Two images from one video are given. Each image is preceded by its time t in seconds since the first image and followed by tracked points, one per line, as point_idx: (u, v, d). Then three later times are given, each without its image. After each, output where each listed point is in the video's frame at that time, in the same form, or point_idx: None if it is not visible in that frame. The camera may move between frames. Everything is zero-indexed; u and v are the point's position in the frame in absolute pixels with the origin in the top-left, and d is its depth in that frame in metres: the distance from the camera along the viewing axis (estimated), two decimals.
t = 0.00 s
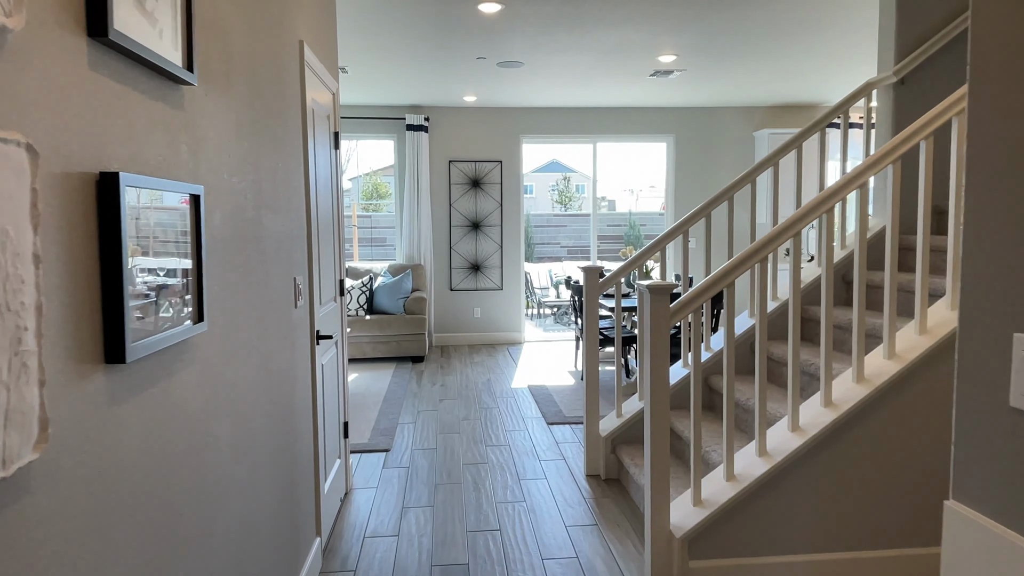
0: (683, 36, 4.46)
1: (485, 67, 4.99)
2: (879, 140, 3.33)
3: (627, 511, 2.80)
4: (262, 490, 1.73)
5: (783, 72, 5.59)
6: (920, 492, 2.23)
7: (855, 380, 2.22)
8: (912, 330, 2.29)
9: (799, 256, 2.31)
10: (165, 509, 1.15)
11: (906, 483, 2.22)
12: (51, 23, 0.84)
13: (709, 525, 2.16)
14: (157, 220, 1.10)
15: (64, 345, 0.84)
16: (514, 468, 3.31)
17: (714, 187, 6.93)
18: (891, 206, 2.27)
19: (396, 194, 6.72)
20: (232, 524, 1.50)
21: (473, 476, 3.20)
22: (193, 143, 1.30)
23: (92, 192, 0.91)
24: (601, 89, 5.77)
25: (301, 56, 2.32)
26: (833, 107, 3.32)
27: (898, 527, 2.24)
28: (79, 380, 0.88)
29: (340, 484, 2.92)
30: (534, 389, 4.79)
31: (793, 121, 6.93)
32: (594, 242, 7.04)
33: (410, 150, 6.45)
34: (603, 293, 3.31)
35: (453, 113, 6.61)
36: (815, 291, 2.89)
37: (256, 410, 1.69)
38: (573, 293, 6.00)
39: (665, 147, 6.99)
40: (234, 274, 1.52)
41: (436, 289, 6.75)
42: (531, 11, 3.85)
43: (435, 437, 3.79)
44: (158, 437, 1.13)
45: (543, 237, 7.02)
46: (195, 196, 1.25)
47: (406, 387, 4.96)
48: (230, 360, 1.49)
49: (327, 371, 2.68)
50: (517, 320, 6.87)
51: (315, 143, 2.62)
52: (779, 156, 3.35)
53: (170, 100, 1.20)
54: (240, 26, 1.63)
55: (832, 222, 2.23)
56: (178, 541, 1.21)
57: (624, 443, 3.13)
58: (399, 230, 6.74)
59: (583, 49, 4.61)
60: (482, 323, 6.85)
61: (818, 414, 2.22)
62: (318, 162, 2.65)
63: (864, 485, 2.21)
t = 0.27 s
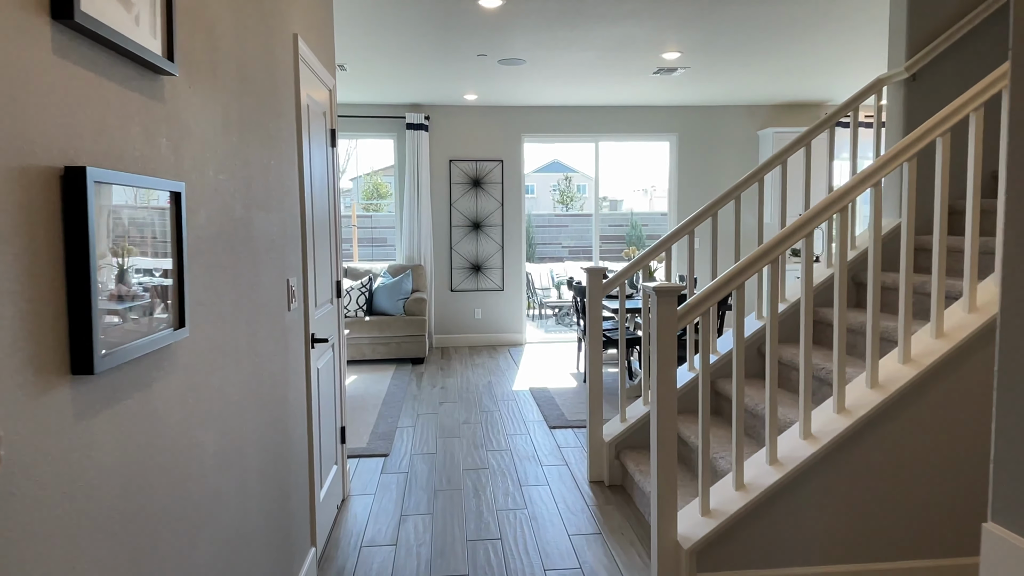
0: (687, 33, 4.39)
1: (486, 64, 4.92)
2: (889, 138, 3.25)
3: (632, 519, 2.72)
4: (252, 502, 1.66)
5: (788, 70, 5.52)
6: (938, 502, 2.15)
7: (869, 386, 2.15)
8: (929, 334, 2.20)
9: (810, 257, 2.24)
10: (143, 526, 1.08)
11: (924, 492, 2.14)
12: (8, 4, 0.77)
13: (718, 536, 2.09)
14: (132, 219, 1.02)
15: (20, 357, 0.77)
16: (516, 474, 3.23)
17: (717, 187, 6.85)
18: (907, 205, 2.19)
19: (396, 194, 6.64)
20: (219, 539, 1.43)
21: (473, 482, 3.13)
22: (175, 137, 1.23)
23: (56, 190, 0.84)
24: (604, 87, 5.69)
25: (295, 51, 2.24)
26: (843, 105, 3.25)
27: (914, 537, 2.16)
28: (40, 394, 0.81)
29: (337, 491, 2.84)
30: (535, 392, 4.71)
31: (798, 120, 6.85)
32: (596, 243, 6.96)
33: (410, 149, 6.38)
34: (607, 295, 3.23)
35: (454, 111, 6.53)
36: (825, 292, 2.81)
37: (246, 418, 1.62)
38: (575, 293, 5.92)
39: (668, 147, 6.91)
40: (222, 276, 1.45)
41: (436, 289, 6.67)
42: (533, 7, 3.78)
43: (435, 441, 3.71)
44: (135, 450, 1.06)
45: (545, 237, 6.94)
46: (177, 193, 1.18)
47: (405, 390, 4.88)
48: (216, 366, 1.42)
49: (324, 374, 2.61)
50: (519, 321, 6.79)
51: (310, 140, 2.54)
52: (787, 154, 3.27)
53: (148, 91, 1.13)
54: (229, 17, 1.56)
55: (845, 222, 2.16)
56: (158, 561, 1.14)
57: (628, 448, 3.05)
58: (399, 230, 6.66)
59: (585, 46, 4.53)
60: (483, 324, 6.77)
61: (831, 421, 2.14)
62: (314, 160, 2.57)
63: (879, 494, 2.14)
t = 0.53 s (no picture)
0: (693, 28, 4.31)
1: (488, 60, 4.83)
2: (902, 134, 3.18)
3: (639, 526, 2.64)
4: (243, 511, 1.59)
5: (794, 66, 5.44)
6: (954, 507, 2.10)
7: (886, 390, 2.07)
8: (947, 335, 2.13)
9: (825, 255, 2.15)
10: (120, 544, 1.01)
11: (940, 497, 2.09)
12: None
13: (729, 546, 2.01)
14: (105, 212, 0.95)
15: None
16: (518, 479, 3.15)
17: (722, 186, 6.77)
18: (925, 202, 2.11)
19: (396, 193, 6.57)
20: (206, 552, 1.36)
21: (474, 487, 3.05)
22: (157, 127, 1.16)
23: (15, 176, 0.77)
24: (606, 84, 5.61)
25: (292, 43, 2.17)
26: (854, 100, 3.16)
27: (930, 543, 2.10)
28: None
29: (335, 496, 2.77)
30: (538, 394, 4.63)
31: (803, 118, 6.77)
32: (599, 242, 6.87)
33: (410, 147, 6.31)
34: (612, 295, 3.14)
35: (455, 109, 6.46)
36: (836, 292, 2.73)
37: (236, 424, 1.54)
38: (578, 294, 5.85)
39: (672, 145, 6.82)
40: (209, 274, 1.38)
41: (437, 289, 6.60)
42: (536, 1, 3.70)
43: (435, 445, 3.63)
44: (111, 462, 0.99)
45: (546, 237, 6.86)
46: (157, 185, 1.10)
47: (405, 391, 4.79)
48: (202, 369, 1.34)
49: (320, 377, 2.53)
50: (521, 321, 6.71)
51: (307, 136, 2.47)
52: (797, 151, 3.19)
53: (125, 75, 1.05)
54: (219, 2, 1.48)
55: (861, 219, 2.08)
56: None
57: (634, 453, 2.97)
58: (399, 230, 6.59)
59: (589, 41, 4.45)
60: (484, 325, 6.69)
61: (847, 426, 2.06)
62: (311, 157, 2.50)
63: (894, 499, 2.07)
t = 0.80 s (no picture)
0: (700, 23, 4.22)
1: (490, 57, 4.75)
2: (916, 131, 3.09)
3: (646, 535, 2.56)
4: (232, 525, 1.51)
5: (800, 63, 5.35)
6: (976, 519, 2.01)
7: (906, 395, 1.99)
8: (969, 337, 2.05)
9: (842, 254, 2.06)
10: (85, 570, 0.92)
11: (963, 509, 2.00)
12: None
13: (741, 559, 1.92)
14: (72, 207, 0.87)
15: None
16: (521, 485, 3.06)
17: (726, 185, 6.68)
18: (946, 200, 2.02)
19: (397, 192, 6.49)
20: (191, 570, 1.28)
21: (476, 494, 2.97)
22: (134, 116, 1.08)
23: None
24: (610, 81, 5.53)
25: (286, 34, 2.08)
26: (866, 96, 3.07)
27: (953, 556, 2.02)
28: None
29: (332, 504, 2.69)
30: (540, 397, 4.55)
31: (808, 116, 6.68)
32: (602, 242, 6.78)
33: (411, 146, 6.22)
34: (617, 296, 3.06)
35: (456, 107, 6.38)
36: (849, 293, 2.64)
37: (223, 433, 1.46)
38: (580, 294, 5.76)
39: (676, 143, 6.74)
40: (193, 275, 1.29)
41: (438, 290, 6.52)
42: None
43: (436, 449, 3.55)
44: (76, 481, 0.90)
45: (548, 237, 6.77)
46: (134, 178, 1.02)
47: (405, 394, 4.70)
48: (186, 375, 1.26)
49: (317, 381, 2.45)
50: (522, 322, 6.63)
51: (303, 132, 2.38)
52: (808, 149, 3.10)
53: (98, 58, 0.97)
54: None
55: (880, 218, 1.99)
56: None
57: (640, 459, 2.88)
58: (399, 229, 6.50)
59: (593, 37, 4.36)
60: (486, 325, 6.61)
61: (864, 432, 1.98)
62: (307, 154, 2.41)
63: (913, 510, 1.99)
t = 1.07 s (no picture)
0: (707, 19, 4.13)
1: (492, 54, 4.66)
2: (932, 129, 3.00)
3: (654, 547, 2.47)
4: (221, 543, 1.43)
5: (807, 61, 5.26)
6: (997, 534, 1.94)
7: (928, 404, 1.91)
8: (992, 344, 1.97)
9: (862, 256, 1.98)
10: None
11: (984, 524, 1.93)
12: None
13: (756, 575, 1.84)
14: (35, 208, 0.78)
15: None
16: (525, 493, 2.98)
17: (730, 185, 6.59)
18: (971, 200, 1.94)
19: (398, 192, 6.41)
20: None
21: (479, 502, 2.88)
22: (111, 108, 1.00)
23: None
24: (613, 79, 5.44)
25: (281, 27, 2.00)
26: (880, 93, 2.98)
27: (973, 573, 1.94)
28: None
29: (330, 513, 2.60)
30: (543, 400, 4.46)
31: (813, 115, 6.59)
32: (605, 242, 6.69)
33: (412, 145, 6.14)
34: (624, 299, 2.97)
35: (458, 106, 6.29)
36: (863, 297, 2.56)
37: (211, 446, 1.38)
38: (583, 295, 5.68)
39: (680, 143, 6.65)
40: (180, 279, 1.21)
41: (439, 291, 6.44)
42: None
43: (437, 455, 3.47)
44: (45, 507, 0.82)
45: (550, 237, 6.68)
46: (110, 176, 0.94)
47: (406, 397, 4.62)
48: (171, 387, 1.18)
49: (314, 388, 2.36)
50: (525, 323, 6.55)
51: (299, 130, 2.30)
52: (820, 147, 3.01)
53: (70, 46, 0.89)
54: None
55: (902, 219, 1.90)
56: None
57: (648, 466, 2.80)
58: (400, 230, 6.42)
59: (597, 33, 4.28)
60: (487, 327, 6.52)
61: (885, 443, 1.90)
62: (303, 152, 2.33)
63: (933, 524, 1.91)
